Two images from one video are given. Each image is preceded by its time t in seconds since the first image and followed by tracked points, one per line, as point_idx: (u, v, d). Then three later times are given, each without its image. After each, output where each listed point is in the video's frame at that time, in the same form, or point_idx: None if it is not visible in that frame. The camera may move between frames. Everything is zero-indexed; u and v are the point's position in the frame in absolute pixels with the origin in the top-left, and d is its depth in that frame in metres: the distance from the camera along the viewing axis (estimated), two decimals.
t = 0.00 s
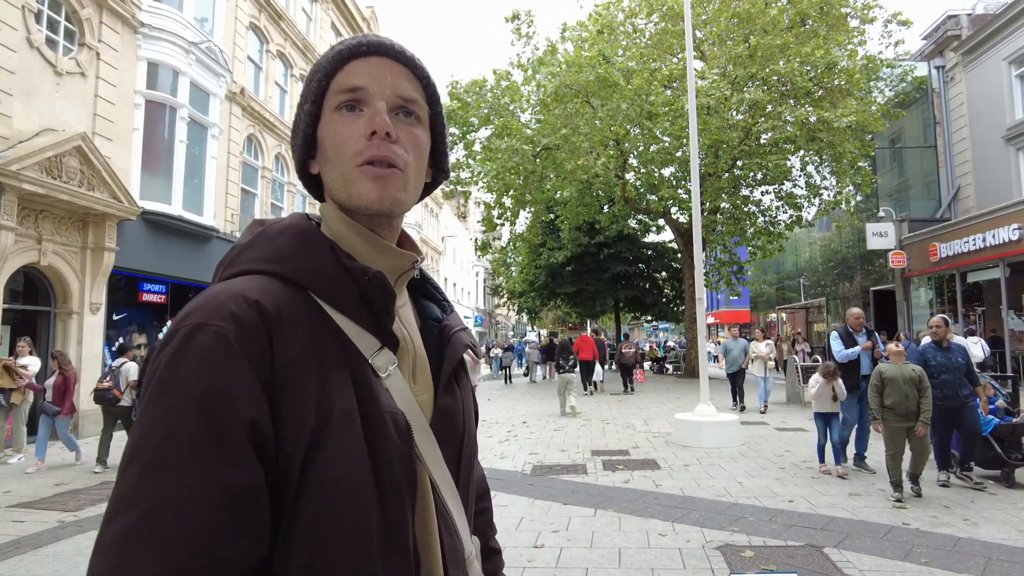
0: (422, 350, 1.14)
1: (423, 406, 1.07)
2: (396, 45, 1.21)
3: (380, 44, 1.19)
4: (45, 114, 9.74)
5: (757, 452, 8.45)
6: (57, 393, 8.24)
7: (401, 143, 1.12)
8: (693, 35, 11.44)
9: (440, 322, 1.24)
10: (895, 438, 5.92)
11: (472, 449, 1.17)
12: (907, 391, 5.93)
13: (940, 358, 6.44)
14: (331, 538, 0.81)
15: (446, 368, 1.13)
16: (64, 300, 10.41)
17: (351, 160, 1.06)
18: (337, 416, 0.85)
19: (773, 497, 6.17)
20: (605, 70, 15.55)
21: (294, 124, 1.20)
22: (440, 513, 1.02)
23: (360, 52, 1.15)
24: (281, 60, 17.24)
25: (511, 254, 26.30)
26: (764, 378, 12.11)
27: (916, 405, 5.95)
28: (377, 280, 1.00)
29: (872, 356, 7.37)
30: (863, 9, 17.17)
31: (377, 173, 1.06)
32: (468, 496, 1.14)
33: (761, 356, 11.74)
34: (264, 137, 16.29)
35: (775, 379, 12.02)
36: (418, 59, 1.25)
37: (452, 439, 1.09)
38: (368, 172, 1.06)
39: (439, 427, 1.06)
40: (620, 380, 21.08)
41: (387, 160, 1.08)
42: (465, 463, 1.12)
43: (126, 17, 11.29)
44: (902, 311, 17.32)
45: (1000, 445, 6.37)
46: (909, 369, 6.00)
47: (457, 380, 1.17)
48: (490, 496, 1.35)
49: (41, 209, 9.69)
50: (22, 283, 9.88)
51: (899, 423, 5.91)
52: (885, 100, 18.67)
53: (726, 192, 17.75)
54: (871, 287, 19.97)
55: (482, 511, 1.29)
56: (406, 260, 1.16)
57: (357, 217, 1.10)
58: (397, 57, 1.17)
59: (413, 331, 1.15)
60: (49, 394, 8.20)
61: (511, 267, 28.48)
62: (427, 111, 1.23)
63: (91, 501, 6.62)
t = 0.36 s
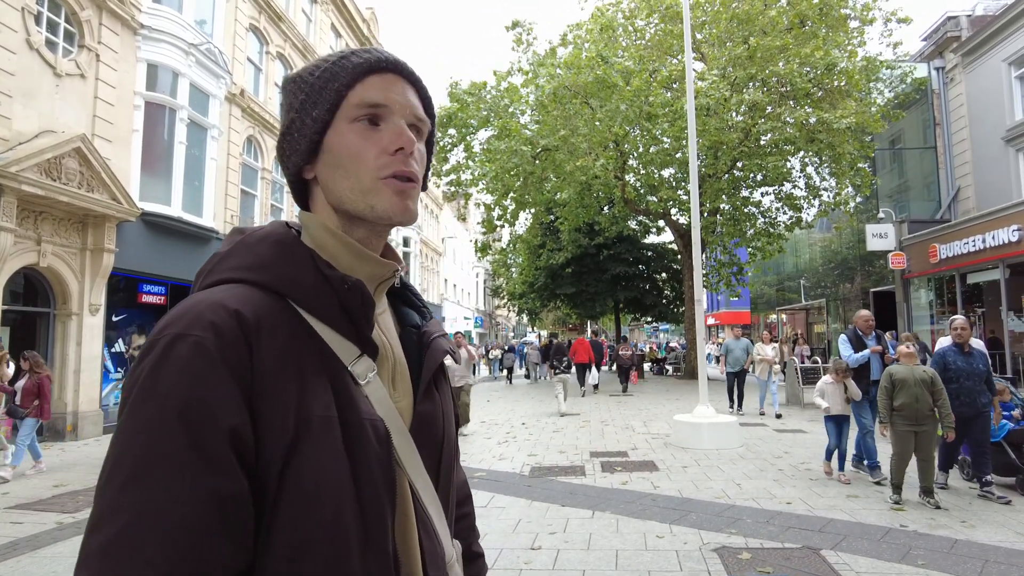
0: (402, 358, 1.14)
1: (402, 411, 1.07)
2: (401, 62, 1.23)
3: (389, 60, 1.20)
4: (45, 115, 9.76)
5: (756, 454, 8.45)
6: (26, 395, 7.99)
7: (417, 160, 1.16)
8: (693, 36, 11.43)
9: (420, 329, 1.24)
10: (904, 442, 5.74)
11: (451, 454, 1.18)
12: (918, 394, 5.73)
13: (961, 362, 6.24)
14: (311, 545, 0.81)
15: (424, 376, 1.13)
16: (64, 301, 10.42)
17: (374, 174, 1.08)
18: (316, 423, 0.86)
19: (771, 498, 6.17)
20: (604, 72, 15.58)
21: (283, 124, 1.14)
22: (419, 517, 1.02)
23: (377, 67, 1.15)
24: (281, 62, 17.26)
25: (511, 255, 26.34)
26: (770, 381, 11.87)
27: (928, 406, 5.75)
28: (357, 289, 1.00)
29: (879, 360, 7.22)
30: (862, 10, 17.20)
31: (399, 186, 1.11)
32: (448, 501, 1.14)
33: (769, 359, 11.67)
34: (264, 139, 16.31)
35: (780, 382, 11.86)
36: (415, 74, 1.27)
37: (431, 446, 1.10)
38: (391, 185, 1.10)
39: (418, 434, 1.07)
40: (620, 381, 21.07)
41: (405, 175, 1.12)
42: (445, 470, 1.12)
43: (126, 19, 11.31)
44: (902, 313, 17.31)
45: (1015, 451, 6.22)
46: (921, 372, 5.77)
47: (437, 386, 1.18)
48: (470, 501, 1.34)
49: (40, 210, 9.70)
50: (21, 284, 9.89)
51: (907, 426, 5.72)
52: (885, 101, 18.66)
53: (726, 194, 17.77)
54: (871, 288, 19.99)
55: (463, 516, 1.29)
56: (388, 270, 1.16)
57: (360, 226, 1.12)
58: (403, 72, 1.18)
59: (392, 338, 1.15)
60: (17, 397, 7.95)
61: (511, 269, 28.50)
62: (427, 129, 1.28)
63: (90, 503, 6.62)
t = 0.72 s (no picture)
0: (383, 354, 1.14)
1: (384, 407, 1.07)
2: (391, 66, 1.22)
3: (381, 62, 1.19)
4: (45, 116, 9.77)
5: (755, 454, 8.45)
6: None
7: (408, 164, 1.16)
8: (693, 36, 11.42)
9: (399, 325, 1.24)
10: (903, 445, 5.63)
11: (432, 451, 1.18)
12: (919, 396, 5.65)
13: (980, 363, 5.90)
14: (296, 538, 0.82)
15: (405, 371, 1.13)
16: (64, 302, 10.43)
17: (372, 174, 1.07)
18: (301, 417, 0.86)
19: (770, 499, 6.16)
20: (603, 73, 15.63)
21: (270, 119, 1.10)
22: (401, 509, 1.03)
23: (373, 69, 1.14)
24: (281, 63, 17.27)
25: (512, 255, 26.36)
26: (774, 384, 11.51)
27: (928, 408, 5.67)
28: (340, 284, 1.01)
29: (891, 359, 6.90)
30: (862, 11, 17.21)
31: (392, 187, 1.10)
32: (431, 497, 1.15)
33: (773, 359, 11.37)
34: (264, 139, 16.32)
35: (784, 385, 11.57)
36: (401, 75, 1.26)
37: (412, 441, 1.09)
38: (384, 187, 1.09)
39: (400, 428, 1.07)
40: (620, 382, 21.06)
41: (398, 175, 1.12)
42: (426, 464, 1.12)
43: (126, 20, 11.33)
44: (903, 313, 17.30)
45: None
46: (923, 374, 5.69)
47: (418, 382, 1.18)
48: (451, 496, 1.34)
49: (41, 211, 9.72)
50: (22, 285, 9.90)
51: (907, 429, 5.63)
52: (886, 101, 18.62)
53: (726, 194, 17.75)
54: (871, 289, 19.99)
55: (445, 512, 1.29)
56: (370, 266, 1.16)
57: (348, 223, 1.11)
58: (395, 75, 1.18)
59: (373, 335, 1.15)
60: None
61: (512, 269, 28.52)
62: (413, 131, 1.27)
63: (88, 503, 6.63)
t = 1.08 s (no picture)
0: (379, 350, 1.14)
1: (380, 403, 1.07)
2: (388, 62, 1.22)
3: (379, 58, 1.19)
4: (46, 116, 9.78)
5: (756, 454, 8.44)
6: None
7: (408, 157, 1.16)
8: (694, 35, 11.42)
9: (396, 323, 1.23)
10: (908, 447, 5.62)
11: (428, 448, 1.17)
12: (920, 397, 5.62)
13: (998, 364, 5.70)
14: (292, 531, 0.82)
15: (402, 367, 1.13)
16: (66, 302, 10.45)
17: (371, 168, 1.08)
18: (297, 410, 0.86)
19: (771, 498, 6.16)
20: (604, 73, 15.66)
21: (266, 113, 1.09)
22: (396, 506, 1.02)
23: (370, 64, 1.14)
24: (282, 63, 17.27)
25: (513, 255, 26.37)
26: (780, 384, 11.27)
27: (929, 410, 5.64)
28: (335, 279, 0.99)
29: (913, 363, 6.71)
30: (864, 11, 17.20)
31: (391, 182, 1.10)
32: (427, 496, 1.14)
33: (778, 357, 11.19)
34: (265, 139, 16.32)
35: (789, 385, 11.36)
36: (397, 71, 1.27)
37: (408, 438, 1.09)
38: (385, 180, 1.09)
39: (397, 423, 1.06)
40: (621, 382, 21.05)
41: (398, 171, 1.12)
42: (422, 461, 1.12)
43: (128, 20, 11.35)
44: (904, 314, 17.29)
45: None
46: (924, 375, 5.66)
47: (415, 379, 1.18)
48: (451, 495, 1.34)
49: (42, 211, 9.74)
50: (24, 285, 9.92)
51: (910, 431, 5.60)
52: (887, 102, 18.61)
53: (728, 194, 17.75)
54: (873, 289, 19.99)
55: (443, 511, 1.29)
56: (365, 261, 1.16)
57: (345, 216, 1.10)
58: (392, 72, 1.18)
59: (369, 330, 1.15)
60: None
61: (513, 269, 28.52)
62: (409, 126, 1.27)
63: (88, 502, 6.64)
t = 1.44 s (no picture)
0: (386, 350, 1.13)
1: (387, 404, 1.06)
2: (395, 58, 1.20)
3: (385, 54, 1.17)
4: (50, 116, 9.80)
5: (759, 454, 8.43)
6: None
7: (413, 156, 1.14)
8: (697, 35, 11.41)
9: (404, 323, 1.22)
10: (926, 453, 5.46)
11: (435, 450, 1.16)
12: (944, 403, 5.39)
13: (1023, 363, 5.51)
14: (299, 536, 0.81)
15: (409, 367, 1.12)
16: (69, 301, 10.46)
17: (375, 167, 1.06)
18: (303, 411, 0.85)
19: (774, 498, 6.15)
20: (606, 73, 15.66)
21: (271, 110, 1.09)
22: (403, 507, 1.01)
23: (377, 60, 1.12)
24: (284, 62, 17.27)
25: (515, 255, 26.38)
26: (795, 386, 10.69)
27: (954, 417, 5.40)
28: (342, 279, 0.99)
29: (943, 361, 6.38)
30: (866, 11, 17.18)
31: (396, 182, 1.09)
32: (434, 496, 1.14)
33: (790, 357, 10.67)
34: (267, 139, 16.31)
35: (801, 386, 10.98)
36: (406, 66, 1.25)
37: (416, 439, 1.09)
38: (387, 180, 1.08)
39: (405, 425, 1.05)
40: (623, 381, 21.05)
41: (402, 171, 1.11)
42: (429, 462, 1.11)
43: (130, 20, 11.36)
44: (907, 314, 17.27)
45: None
46: (949, 382, 5.39)
47: (422, 379, 1.17)
48: (458, 495, 1.34)
49: (46, 211, 9.76)
50: (28, 285, 9.93)
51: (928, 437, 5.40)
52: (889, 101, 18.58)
53: (730, 194, 17.71)
54: (875, 289, 19.96)
55: (449, 512, 1.28)
56: (373, 261, 1.15)
57: (348, 216, 1.09)
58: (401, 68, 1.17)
59: (377, 330, 1.14)
60: None
61: (515, 269, 28.51)
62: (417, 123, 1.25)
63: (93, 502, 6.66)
